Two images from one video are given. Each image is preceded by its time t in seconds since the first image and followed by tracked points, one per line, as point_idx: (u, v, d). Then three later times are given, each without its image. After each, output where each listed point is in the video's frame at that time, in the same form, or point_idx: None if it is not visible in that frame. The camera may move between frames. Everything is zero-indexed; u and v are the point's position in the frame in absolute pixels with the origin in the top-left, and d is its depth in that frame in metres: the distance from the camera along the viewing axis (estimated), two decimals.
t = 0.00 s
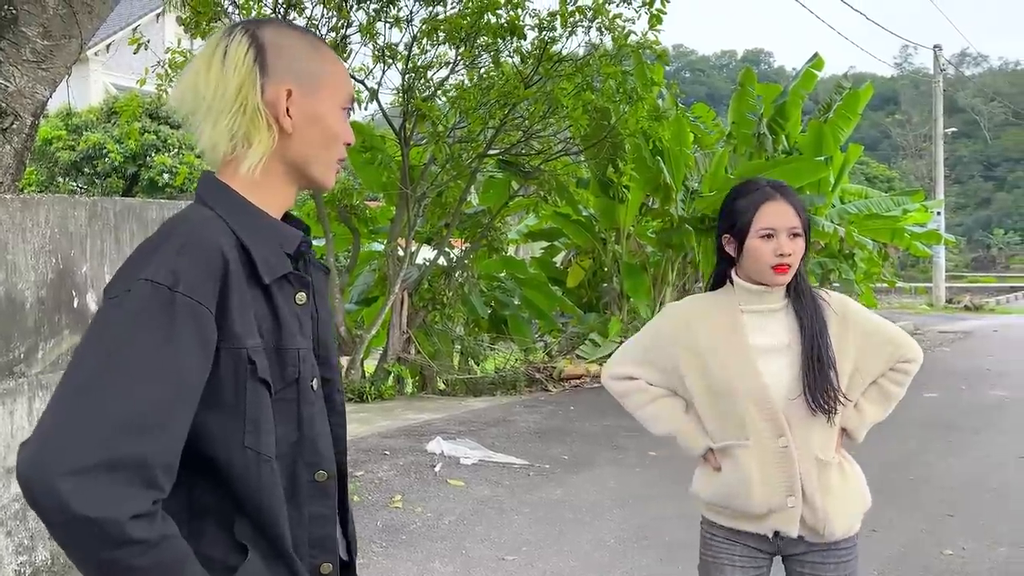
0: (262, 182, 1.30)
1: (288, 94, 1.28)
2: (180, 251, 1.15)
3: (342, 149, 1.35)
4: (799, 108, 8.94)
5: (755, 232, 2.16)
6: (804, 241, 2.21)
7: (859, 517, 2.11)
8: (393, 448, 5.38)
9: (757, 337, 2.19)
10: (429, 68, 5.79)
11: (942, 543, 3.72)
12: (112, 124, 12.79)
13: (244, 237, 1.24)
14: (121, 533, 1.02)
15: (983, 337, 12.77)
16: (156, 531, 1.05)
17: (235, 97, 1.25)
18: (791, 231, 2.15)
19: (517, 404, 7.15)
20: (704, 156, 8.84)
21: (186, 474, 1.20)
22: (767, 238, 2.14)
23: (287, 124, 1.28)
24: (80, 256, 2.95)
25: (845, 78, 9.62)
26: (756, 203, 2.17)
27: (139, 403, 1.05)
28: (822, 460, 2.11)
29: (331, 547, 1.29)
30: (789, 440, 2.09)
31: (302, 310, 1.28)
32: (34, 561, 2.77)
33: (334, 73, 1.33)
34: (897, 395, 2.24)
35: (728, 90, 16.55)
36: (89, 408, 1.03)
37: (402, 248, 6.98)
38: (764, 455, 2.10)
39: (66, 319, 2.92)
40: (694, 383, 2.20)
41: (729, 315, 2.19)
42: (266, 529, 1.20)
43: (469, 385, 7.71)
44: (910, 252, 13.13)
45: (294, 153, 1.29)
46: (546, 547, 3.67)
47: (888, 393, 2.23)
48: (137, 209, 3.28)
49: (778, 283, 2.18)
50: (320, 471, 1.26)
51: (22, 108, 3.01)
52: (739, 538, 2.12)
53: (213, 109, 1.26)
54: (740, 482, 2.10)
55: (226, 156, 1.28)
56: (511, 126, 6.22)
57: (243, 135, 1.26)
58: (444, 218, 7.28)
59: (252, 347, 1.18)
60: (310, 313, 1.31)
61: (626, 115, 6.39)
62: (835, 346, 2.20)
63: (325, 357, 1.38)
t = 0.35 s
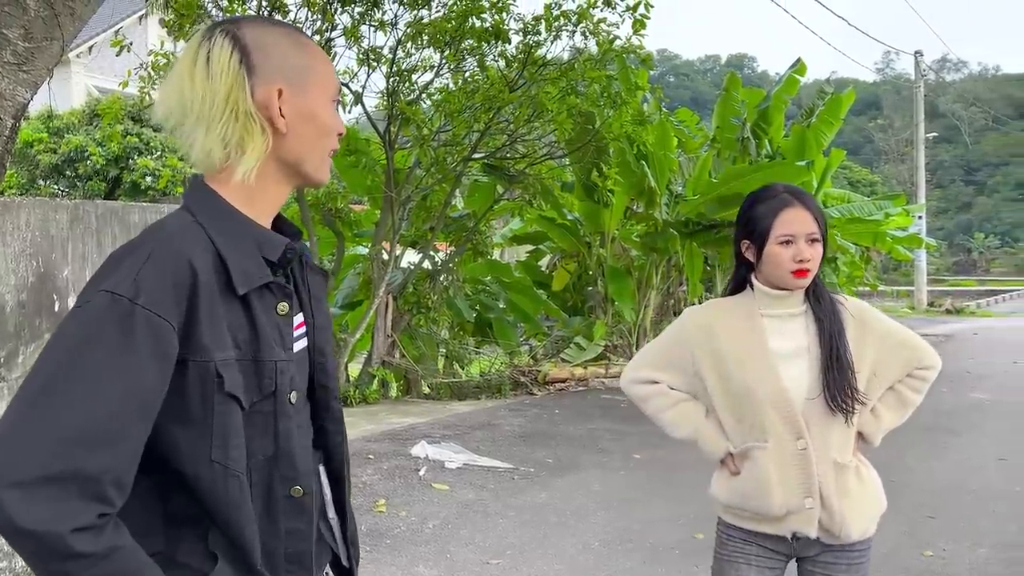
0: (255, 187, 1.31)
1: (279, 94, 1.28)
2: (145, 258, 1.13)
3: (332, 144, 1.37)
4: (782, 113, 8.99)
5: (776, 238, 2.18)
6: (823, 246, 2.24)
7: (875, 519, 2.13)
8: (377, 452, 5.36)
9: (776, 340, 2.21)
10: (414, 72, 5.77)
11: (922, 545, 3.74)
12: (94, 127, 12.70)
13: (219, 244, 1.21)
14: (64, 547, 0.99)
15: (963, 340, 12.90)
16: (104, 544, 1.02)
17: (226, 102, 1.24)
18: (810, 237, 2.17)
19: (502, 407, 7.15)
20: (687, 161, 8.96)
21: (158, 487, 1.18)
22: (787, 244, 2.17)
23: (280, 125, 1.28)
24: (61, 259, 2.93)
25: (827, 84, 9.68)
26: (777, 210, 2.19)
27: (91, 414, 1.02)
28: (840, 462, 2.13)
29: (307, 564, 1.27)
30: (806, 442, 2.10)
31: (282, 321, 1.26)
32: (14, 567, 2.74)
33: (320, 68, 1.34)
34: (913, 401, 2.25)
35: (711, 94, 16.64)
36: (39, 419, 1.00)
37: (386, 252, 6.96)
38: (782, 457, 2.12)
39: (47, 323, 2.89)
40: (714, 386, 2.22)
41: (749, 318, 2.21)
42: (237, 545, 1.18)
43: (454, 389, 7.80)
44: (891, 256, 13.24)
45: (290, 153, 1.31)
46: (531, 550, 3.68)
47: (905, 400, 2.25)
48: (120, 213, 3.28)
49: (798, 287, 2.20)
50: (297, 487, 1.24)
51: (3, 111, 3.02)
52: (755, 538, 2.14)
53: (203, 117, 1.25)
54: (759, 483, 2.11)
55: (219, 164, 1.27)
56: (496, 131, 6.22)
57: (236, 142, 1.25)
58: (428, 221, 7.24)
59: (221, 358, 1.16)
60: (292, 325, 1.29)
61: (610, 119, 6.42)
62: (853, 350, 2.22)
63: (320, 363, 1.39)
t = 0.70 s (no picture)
0: (267, 189, 1.31)
1: (288, 94, 1.29)
2: (157, 256, 1.14)
3: (342, 147, 1.38)
4: (767, 116, 9.03)
5: (763, 241, 2.20)
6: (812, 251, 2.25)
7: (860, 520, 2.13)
8: (363, 455, 5.36)
9: (766, 340, 2.22)
10: (400, 74, 5.75)
11: (905, 545, 3.77)
12: (78, 128, 12.65)
13: (230, 246, 1.22)
14: (73, 540, 0.99)
15: (946, 342, 13.01)
16: (111, 539, 1.02)
17: (235, 105, 1.25)
18: (798, 242, 2.19)
19: (488, 409, 7.16)
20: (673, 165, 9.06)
21: (168, 486, 1.18)
22: (774, 248, 2.18)
23: (290, 125, 1.29)
24: (43, 261, 2.97)
25: (812, 87, 9.72)
26: (766, 213, 2.21)
27: (100, 412, 1.03)
28: (826, 461, 2.14)
29: (311, 566, 1.26)
30: (792, 439, 2.12)
31: (291, 322, 1.26)
32: None
33: (326, 70, 1.35)
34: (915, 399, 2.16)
35: (697, 97, 16.72)
36: (49, 417, 1.01)
37: (373, 254, 6.94)
38: (769, 455, 2.13)
39: (29, 326, 2.94)
40: (702, 383, 2.23)
41: (738, 318, 2.23)
42: (242, 544, 1.18)
43: (441, 391, 7.77)
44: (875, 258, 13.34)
45: (301, 154, 1.32)
46: (516, 552, 3.68)
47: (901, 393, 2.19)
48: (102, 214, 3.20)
49: (785, 290, 2.22)
50: (302, 487, 1.24)
51: None
52: (739, 540, 2.16)
53: (213, 121, 1.25)
54: (742, 479, 2.12)
55: (231, 167, 1.27)
56: (483, 133, 6.22)
57: (246, 144, 1.26)
58: (415, 224, 7.25)
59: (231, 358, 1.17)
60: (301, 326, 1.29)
61: (596, 122, 6.43)
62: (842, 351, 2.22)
63: (327, 364, 1.37)
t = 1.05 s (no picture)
0: (312, 194, 1.46)
1: (337, 109, 1.44)
2: (217, 258, 1.29)
3: (383, 160, 1.52)
4: (757, 118, 9.07)
5: (744, 243, 2.21)
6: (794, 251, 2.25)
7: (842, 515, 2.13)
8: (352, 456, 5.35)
9: (749, 338, 2.24)
10: (391, 74, 5.70)
11: (893, 545, 3.79)
12: (66, 127, 12.58)
13: (280, 247, 1.37)
14: (158, 516, 1.13)
15: (934, 343, 13.08)
16: (189, 516, 1.16)
17: (289, 115, 1.41)
18: (779, 246, 2.19)
19: (479, 410, 7.15)
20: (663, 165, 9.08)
21: (227, 468, 1.33)
22: (754, 250, 2.19)
23: (336, 137, 1.44)
24: (32, 262, 2.94)
25: (801, 89, 9.74)
26: (749, 213, 2.21)
27: (177, 397, 1.18)
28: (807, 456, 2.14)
29: (362, 539, 1.41)
30: (773, 434, 2.12)
31: (335, 316, 1.42)
32: None
33: (372, 87, 1.50)
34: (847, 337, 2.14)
35: (688, 99, 16.76)
36: (131, 402, 1.15)
37: (363, 255, 6.92)
38: (749, 450, 2.14)
39: (17, 326, 2.90)
40: (685, 380, 2.26)
41: (720, 316, 2.25)
42: (298, 519, 1.33)
43: (431, 392, 7.76)
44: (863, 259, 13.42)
45: (344, 164, 1.46)
46: (506, 552, 3.69)
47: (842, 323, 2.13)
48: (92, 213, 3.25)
49: (761, 292, 2.23)
50: (350, 467, 1.40)
51: None
52: (719, 540, 2.16)
53: (267, 130, 1.41)
54: (723, 475, 2.13)
55: (279, 171, 1.43)
56: (473, 133, 6.20)
57: (295, 152, 1.41)
58: (405, 225, 7.22)
59: (284, 348, 1.32)
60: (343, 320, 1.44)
61: (587, 123, 6.45)
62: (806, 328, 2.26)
63: (365, 359, 1.50)
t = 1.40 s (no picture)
0: (356, 193, 1.56)
1: (376, 114, 1.54)
2: (274, 249, 1.41)
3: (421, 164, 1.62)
4: (749, 119, 9.06)
5: (714, 240, 2.22)
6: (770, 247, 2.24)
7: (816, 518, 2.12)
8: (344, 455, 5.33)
9: (728, 337, 2.24)
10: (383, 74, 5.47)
11: (886, 544, 3.81)
12: (57, 126, 12.51)
13: (329, 243, 1.49)
14: (213, 482, 1.24)
15: (924, 343, 13.14)
16: (241, 484, 1.26)
17: (333, 119, 1.52)
18: (749, 239, 2.19)
19: (472, 410, 7.15)
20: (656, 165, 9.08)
21: (277, 446, 1.46)
22: (723, 246, 2.20)
23: (375, 140, 1.54)
24: (23, 260, 2.92)
25: (793, 89, 9.73)
26: (717, 211, 2.23)
27: (235, 374, 1.29)
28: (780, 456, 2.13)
29: (396, 518, 1.52)
30: (743, 433, 2.13)
31: (377, 308, 1.54)
32: None
33: (410, 94, 1.60)
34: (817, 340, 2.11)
35: (680, 99, 16.79)
36: (196, 376, 1.27)
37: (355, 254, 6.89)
38: (720, 448, 2.15)
39: (7, 324, 2.88)
40: (665, 378, 2.28)
41: (698, 315, 2.27)
42: (338, 495, 1.43)
43: (425, 391, 7.77)
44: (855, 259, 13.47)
45: (383, 165, 1.56)
46: (500, 551, 3.69)
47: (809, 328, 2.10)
48: (84, 212, 3.24)
49: (736, 289, 2.22)
50: (387, 448, 1.51)
51: None
52: (696, 539, 2.17)
53: (313, 133, 1.53)
54: (693, 472, 2.15)
55: (325, 171, 1.54)
56: (467, 132, 6.17)
57: (338, 153, 1.53)
58: (398, 223, 7.14)
59: (331, 334, 1.44)
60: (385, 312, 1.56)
61: (580, 123, 6.45)
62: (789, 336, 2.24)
63: (401, 355, 1.64)
